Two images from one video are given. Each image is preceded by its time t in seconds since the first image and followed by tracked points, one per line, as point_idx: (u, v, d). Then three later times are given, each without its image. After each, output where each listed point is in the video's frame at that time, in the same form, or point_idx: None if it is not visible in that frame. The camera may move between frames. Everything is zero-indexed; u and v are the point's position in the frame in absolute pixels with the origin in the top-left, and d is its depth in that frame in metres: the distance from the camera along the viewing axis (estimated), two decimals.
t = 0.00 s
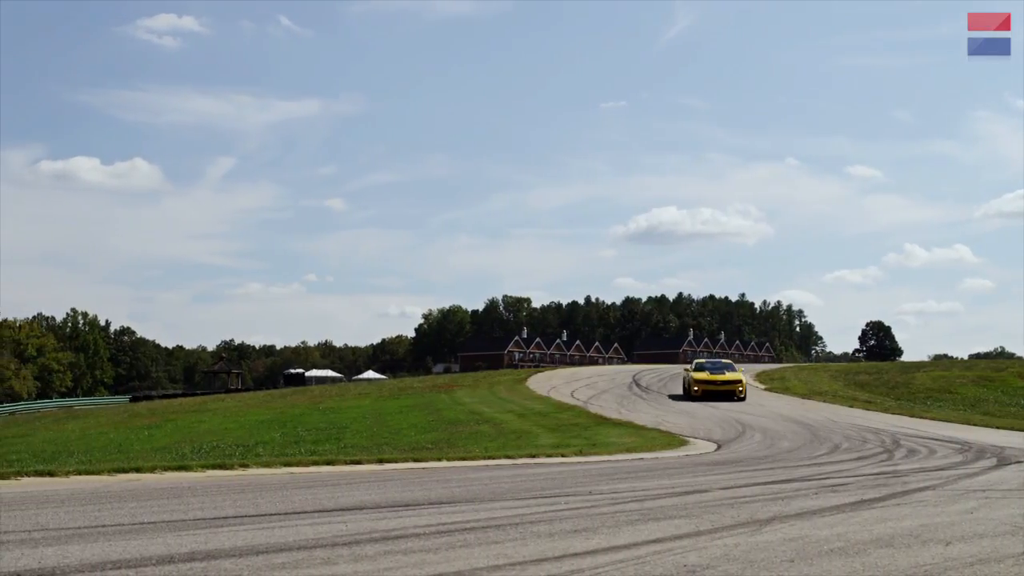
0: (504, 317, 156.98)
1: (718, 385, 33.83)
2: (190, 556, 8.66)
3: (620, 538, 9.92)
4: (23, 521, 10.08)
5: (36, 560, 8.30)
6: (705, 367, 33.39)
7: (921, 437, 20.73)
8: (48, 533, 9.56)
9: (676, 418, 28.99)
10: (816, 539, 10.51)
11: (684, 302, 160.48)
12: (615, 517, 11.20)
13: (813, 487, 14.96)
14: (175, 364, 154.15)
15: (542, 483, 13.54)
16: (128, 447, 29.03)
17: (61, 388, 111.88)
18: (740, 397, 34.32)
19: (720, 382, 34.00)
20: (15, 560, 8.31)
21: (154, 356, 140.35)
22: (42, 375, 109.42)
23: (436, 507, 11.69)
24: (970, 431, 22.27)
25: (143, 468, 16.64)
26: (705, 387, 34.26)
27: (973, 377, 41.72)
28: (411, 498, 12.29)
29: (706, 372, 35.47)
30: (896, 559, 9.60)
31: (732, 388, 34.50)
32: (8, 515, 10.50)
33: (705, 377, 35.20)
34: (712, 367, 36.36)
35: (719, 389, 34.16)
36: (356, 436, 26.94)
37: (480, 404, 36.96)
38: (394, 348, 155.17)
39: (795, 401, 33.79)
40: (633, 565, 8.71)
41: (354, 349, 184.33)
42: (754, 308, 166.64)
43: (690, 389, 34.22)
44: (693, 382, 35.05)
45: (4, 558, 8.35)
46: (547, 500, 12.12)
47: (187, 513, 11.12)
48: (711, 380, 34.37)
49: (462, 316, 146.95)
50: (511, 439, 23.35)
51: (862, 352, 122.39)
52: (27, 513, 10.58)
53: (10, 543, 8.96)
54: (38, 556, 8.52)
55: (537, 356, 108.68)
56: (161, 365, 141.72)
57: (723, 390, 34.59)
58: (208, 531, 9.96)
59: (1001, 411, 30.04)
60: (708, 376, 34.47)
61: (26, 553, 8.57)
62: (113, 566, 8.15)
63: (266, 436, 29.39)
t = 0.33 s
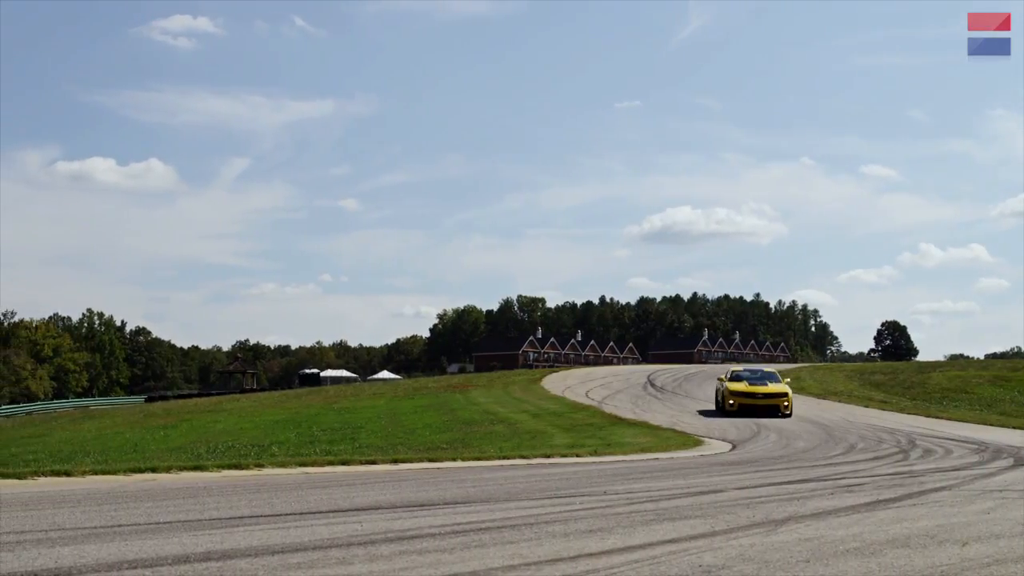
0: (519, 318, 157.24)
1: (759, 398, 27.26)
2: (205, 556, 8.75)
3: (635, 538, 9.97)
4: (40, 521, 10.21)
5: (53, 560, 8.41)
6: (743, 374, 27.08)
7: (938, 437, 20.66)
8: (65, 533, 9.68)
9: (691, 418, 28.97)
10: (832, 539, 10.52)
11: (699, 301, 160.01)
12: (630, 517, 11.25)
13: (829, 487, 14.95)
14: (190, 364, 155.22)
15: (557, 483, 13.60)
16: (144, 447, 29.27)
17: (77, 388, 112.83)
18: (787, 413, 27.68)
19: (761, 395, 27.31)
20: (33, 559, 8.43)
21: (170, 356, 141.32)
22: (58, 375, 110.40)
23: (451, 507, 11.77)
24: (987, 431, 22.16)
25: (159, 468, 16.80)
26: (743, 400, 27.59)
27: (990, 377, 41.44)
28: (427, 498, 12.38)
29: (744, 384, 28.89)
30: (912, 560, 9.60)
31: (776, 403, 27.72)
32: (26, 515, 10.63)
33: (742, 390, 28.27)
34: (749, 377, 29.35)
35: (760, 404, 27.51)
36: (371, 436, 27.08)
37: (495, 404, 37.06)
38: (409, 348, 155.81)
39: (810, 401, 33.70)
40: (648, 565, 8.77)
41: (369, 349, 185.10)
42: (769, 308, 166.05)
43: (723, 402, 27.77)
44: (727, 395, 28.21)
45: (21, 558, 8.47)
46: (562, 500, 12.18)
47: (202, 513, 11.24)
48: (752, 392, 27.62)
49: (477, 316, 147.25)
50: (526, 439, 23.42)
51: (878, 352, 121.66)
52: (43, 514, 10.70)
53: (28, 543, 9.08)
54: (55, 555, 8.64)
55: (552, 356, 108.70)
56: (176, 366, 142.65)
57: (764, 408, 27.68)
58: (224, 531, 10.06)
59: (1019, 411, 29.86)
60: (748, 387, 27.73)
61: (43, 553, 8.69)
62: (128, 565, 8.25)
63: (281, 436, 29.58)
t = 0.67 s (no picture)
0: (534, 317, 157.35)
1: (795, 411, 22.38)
2: (221, 556, 8.85)
3: (651, 538, 10.02)
4: (57, 521, 10.35)
5: (71, 560, 8.52)
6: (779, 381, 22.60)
7: (955, 437, 20.57)
8: (82, 533, 9.82)
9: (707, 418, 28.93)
10: (849, 540, 10.52)
11: (715, 301, 159.58)
12: (646, 517, 11.30)
13: (845, 487, 14.93)
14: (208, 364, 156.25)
15: (573, 483, 13.66)
16: (161, 447, 29.48)
17: (94, 388, 113.84)
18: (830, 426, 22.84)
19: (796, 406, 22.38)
20: (51, 559, 8.54)
21: (186, 356, 142.33)
22: (74, 375, 111.51)
23: (467, 507, 11.85)
24: (1005, 431, 22.03)
25: (175, 468, 16.94)
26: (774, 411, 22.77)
27: (1008, 377, 41.14)
28: (442, 498, 12.46)
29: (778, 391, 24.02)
30: (930, 560, 9.59)
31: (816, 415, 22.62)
32: (44, 515, 10.77)
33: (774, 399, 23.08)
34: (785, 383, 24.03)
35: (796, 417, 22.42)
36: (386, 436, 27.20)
37: (510, 404, 37.13)
38: (424, 348, 156.20)
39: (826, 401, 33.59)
40: (664, 566, 8.81)
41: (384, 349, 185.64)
42: (785, 308, 165.40)
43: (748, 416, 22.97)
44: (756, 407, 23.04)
45: (39, 558, 8.58)
46: (579, 500, 12.24)
47: (219, 513, 11.35)
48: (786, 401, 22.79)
49: (492, 316, 147.51)
50: (541, 439, 23.48)
51: (894, 352, 120.93)
52: (61, 513, 10.86)
53: (45, 543, 9.19)
54: (72, 555, 8.76)
55: (568, 356, 108.68)
56: (193, 366, 143.66)
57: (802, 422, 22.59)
58: (241, 531, 10.17)
59: None
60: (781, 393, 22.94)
61: (60, 553, 8.80)
62: (144, 565, 8.35)
63: (297, 436, 29.74)
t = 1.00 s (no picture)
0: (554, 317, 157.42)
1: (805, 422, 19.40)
2: (242, 556, 8.97)
3: (671, 538, 10.10)
4: (81, 521, 10.53)
5: (93, 559, 8.66)
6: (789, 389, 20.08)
7: (978, 437, 20.46)
8: (106, 533, 9.99)
9: (728, 418, 28.89)
10: (871, 540, 10.53)
11: (736, 301, 158.90)
12: (667, 517, 11.36)
13: (868, 487, 14.91)
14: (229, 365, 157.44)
15: (594, 483, 13.73)
16: (182, 447, 29.78)
17: (116, 389, 115.19)
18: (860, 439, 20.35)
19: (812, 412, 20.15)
20: (73, 559, 8.68)
21: (207, 356, 143.55)
22: (97, 375, 112.86)
23: (488, 507, 11.96)
24: None
25: (197, 468, 17.15)
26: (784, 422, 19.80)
27: None
28: (464, 498, 12.58)
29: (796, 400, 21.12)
30: (953, 561, 9.59)
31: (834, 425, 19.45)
32: (67, 514, 10.95)
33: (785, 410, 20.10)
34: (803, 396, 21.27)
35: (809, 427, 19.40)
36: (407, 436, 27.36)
37: (530, 404, 37.21)
38: (445, 348, 156.70)
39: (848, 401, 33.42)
40: (686, 566, 8.89)
41: (405, 349, 186.29)
42: (806, 308, 164.49)
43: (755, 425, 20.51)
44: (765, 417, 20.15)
45: (62, 557, 8.71)
46: (600, 500, 12.32)
47: (240, 513, 11.52)
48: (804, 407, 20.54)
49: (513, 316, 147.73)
50: (561, 439, 23.54)
51: (916, 351, 119.99)
52: (84, 513, 11.04)
53: (68, 542, 9.35)
54: (94, 554, 8.91)
55: (588, 356, 108.56)
56: (214, 366, 144.88)
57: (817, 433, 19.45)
58: (262, 531, 10.32)
59: None
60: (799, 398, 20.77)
61: (84, 553, 8.94)
62: (167, 565, 8.49)
63: (318, 436, 29.95)
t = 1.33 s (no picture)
0: (581, 317, 157.41)
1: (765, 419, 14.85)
2: (272, 555, 9.18)
3: (701, 538, 10.20)
4: (112, 521, 10.69)
5: (124, 559, 8.71)
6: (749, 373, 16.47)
7: (1010, 437, 20.33)
8: (136, 532, 10.14)
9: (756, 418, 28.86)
10: (902, 541, 10.56)
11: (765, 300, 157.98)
12: (696, 517, 11.46)
13: (898, 488, 14.90)
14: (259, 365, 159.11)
15: (623, 483, 13.85)
16: (212, 447, 30.22)
17: (146, 389, 116.90)
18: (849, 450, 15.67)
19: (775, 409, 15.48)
20: (106, 557, 8.74)
21: (236, 356, 145.20)
22: (127, 376, 114.59)
23: (516, 507, 12.12)
24: None
25: (227, 468, 17.46)
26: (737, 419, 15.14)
27: None
28: (492, 498, 12.75)
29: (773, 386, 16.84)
30: (985, 562, 9.60)
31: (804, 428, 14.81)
32: (100, 514, 11.15)
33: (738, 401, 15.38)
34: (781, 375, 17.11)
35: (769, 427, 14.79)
36: (435, 436, 27.60)
37: (558, 404, 37.34)
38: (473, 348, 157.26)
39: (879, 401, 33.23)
40: (715, 565, 9.00)
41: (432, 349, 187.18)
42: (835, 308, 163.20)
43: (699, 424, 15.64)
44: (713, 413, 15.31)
45: (94, 556, 8.76)
46: (630, 500, 12.44)
47: (268, 512, 11.82)
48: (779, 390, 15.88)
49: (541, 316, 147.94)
50: (590, 439, 23.66)
51: (947, 350, 118.67)
52: (116, 513, 11.29)
53: (99, 542, 9.38)
54: (125, 553, 9.00)
55: (616, 356, 108.42)
56: (243, 367, 146.51)
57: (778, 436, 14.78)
58: (291, 530, 10.57)
59: None
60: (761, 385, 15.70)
61: (115, 552, 9.02)
62: (198, 565, 8.60)
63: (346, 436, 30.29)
